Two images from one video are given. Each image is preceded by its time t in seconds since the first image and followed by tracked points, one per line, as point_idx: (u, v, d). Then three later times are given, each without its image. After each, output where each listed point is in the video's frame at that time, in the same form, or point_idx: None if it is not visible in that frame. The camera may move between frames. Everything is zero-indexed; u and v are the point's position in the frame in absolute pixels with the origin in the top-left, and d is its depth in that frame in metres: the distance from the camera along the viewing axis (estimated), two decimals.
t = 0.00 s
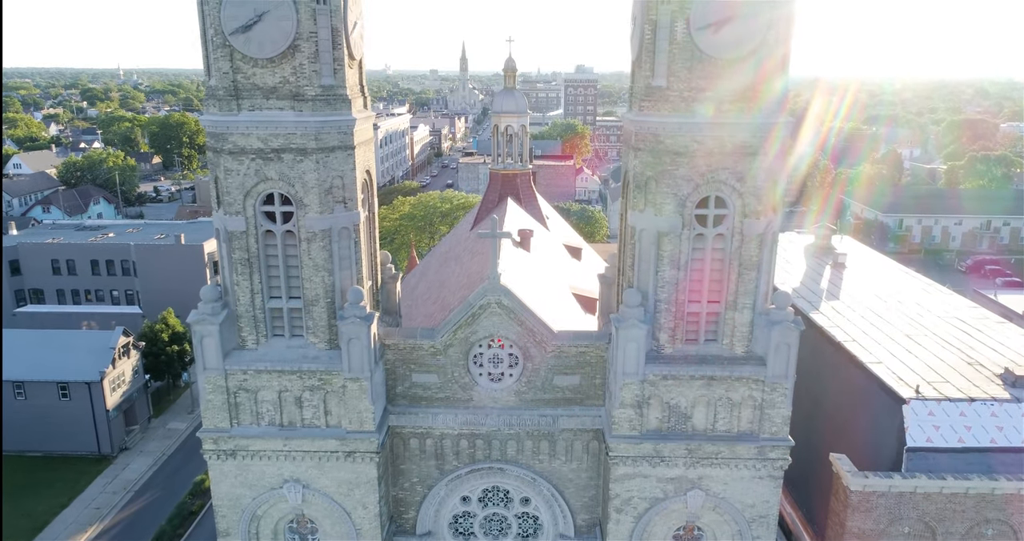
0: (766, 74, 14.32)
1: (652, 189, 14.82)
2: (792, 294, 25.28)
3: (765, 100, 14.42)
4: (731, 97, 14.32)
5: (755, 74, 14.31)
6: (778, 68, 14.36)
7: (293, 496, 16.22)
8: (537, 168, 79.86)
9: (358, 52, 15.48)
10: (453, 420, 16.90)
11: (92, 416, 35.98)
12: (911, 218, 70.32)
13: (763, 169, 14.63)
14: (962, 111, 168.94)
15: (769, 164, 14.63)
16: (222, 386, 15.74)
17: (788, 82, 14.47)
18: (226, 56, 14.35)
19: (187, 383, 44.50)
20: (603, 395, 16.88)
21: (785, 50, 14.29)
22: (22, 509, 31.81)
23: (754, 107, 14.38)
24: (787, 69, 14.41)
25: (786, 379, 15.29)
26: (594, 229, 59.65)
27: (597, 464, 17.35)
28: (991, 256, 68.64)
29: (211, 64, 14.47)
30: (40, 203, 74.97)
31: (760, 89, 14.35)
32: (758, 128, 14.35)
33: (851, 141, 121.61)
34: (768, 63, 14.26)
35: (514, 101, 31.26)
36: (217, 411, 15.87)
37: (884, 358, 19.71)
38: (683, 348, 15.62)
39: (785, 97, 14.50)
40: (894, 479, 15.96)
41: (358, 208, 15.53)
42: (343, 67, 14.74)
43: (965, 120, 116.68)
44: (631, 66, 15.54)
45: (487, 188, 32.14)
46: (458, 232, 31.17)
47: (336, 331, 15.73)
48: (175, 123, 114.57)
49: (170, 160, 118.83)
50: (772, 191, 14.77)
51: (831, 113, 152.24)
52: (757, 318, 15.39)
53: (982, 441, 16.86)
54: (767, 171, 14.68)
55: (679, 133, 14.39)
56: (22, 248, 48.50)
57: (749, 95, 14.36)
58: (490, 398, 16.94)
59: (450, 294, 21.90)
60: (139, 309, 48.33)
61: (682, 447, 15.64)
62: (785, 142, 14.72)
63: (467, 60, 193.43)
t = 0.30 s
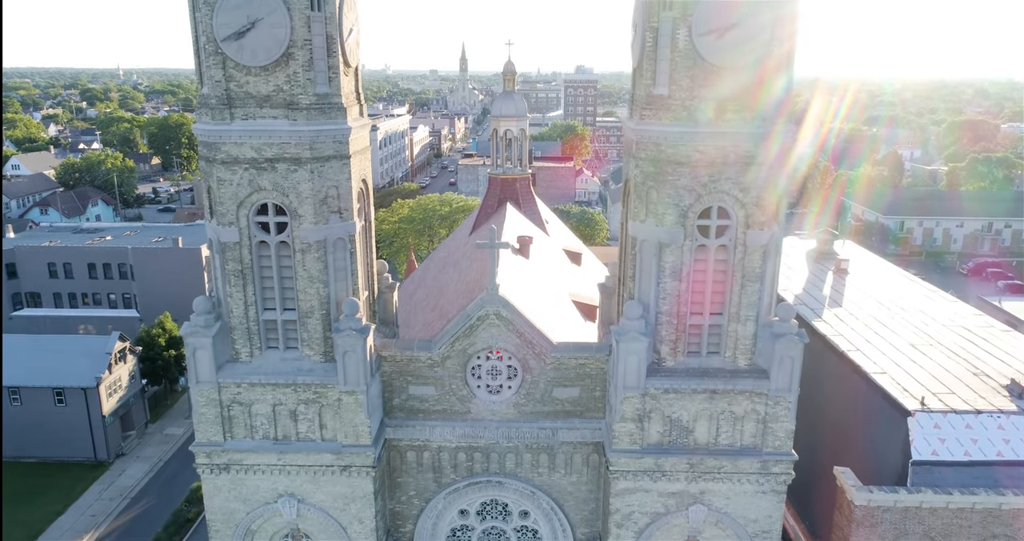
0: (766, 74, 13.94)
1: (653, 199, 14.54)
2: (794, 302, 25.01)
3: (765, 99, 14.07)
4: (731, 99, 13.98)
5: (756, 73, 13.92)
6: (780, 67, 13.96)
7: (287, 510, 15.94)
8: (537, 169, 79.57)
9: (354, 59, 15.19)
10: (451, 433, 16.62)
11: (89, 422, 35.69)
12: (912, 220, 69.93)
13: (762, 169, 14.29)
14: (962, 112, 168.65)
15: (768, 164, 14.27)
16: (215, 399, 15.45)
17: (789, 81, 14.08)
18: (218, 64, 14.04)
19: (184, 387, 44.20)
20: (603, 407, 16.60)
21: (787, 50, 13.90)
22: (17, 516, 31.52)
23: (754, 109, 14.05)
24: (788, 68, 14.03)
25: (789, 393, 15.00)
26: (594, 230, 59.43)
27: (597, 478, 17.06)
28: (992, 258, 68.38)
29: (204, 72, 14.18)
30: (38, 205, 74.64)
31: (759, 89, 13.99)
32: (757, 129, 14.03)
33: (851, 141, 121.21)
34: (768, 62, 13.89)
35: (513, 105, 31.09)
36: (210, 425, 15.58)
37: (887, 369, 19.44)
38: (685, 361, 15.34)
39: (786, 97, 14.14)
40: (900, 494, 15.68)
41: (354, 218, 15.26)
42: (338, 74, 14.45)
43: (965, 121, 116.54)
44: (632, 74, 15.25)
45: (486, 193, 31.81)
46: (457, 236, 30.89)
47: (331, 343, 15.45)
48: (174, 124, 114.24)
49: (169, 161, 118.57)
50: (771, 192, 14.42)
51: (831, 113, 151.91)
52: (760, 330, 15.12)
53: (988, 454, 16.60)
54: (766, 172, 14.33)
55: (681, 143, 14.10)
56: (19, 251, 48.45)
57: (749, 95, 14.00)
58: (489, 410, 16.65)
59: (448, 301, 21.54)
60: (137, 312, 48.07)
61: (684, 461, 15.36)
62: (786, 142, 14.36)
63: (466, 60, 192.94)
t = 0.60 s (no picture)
0: (766, 73, 13.61)
1: (654, 211, 14.28)
2: (797, 310, 24.72)
3: (765, 99, 13.73)
4: (731, 102, 13.67)
5: (756, 72, 13.58)
6: (780, 67, 13.63)
7: (282, 526, 15.64)
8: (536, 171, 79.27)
9: (349, 66, 14.90)
10: (449, 447, 16.32)
11: (85, 428, 35.37)
12: (913, 222, 69.59)
13: (762, 169, 13.89)
14: (963, 113, 168.37)
15: (768, 163, 13.87)
16: (208, 414, 15.17)
17: (790, 81, 13.73)
18: (210, 72, 13.75)
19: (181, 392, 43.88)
20: (604, 421, 16.30)
21: (787, 49, 13.56)
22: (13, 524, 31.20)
23: (754, 110, 13.74)
24: (789, 68, 13.68)
25: (794, 408, 14.70)
26: (594, 233, 59.11)
27: (597, 492, 16.75)
28: (994, 261, 68.08)
29: (196, 81, 13.89)
30: (36, 207, 74.30)
31: (759, 89, 13.67)
32: (755, 129, 13.75)
33: (851, 142, 120.79)
34: (768, 62, 13.54)
35: (512, 110, 30.96)
36: (203, 440, 15.29)
37: (892, 380, 19.16)
38: (687, 376, 15.05)
39: (785, 98, 13.81)
40: (906, 510, 15.42)
41: (349, 230, 14.97)
42: (333, 83, 14.17)
43: (965, 122, 116.41)
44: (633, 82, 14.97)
45: (485, 198, 31.45)
46: (456, 242, 30.56)
47: (327, 357, 15.15)
48: (173, 125, 113.97)
49: (168, 162, 118.25)
50: (770, 193, 14.04)
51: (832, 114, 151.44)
52: (764, 343, 14.84)
53: (996, 469, 16.31)
54: (766, 173, 13.94)
55: (683, 154, 13.80)
56: (15, 254, 48.19)
57: (748, 95, 13.69)
58: (487, 424, 16.37)
59: (445, 312, 21.18)
60: (134, 316, 47.81)
61: (686, 477, 15.07)
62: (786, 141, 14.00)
63: (466, 59, 192.39)
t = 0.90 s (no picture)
0: (766, 74, 13.23)
1: (657, 223, 13.99)
2: (801, 318, 24.43)
3: (765, 102, 13.41)
4: (733, 107, 13.36)
5: (757, 72, 13.20)
6: (781, 68, 13.25)
7: None
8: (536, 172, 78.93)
9: (345, 75, 14.59)
10: (448, 462, 16.02)
11: (81, 434, 35.07)
12: (914, 224, 69.30)
13: (761, 172, 13.53)
14: (964, 114, 167.84)
15: (768, 164, 13.49)
16: (202, 429, 14.88)
17: (791, 80, 13.36)
18: (203, 82, 13.45)
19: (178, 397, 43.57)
20: (605, 436, 16.01)
21: (789, 48, 13.17)
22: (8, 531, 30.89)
23: (753, 112, 13.43)
24: (791, 67, 13.28)
25: (799, 424, 14.41)
26: (593, 235, 58.78)
27: (598, 507, 16.43)
28: (996, 263, 67.77)
29: (188, 91, 13.59)
30: (34, 209, 73.86)
31: (759, 89, 13.31)
32: (754, 131, 13.44)
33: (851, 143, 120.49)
34: (768, 62, 13.16)
35: (512, 114, 30.55)
36: (197, 455, 14.99)
37: (899, 391, 18.87)
38: (691, 390, 14.75)
39: (786, 99, 13.47)
40: (913, 526, 15.17)
41: (346, 241, 14.64)
42: (328, 92, 13.87)
43: (967, 123, 116.04)
44: (635, 91, 14.68)
45: (485, 204, 31.16)
46: (456, 247, 30.26)
47: (323, 371, 14.86)
48: (173, 126, 113.78)
49: (167, 163, 118.12)
50: (770, 195, 13.69)
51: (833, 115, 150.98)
52: (768, 358, 14.54)
53: (1005, 484, 16.03)
54: (766, 174, 13.56)
55: (687, 166, 13.50)
56: (12, 258, 47.92)
57: (748, 96, 13.34)
58: (487, 438, 16.08)
59: (444, 322, 20.86)
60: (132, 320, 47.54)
61: (690, 493, 14.77)
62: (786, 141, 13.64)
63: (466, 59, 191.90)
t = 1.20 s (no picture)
0: (766, 74, 12.88)
1: (662, 236, 13.68)
2: (805, 326, 24.13)
3: (765, 103, 13.06)
4: (735, 113, 13.04)
5: (756, 73, 12.85)
6: (781, 67, 12.90)
7: None
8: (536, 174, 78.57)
9: (344, 83, 14.28)
10: (447, 477, 15.72)
11: (78, 441, 34.76)
12: (915, 227, 68.99)
13: (766, 183, 13.22)
14: (965, 115, 167.38)
15: (771, 172, 13.18)
16: (196, 445, 14.56)
17: (791, 79, 12.99)
18: (198, 91, 13.13)
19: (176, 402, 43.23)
20: (608, 450, 15.71)
21: (789, 48, 12.84)
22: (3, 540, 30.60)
23: (752, 113, 13.08)
24: (792, 66, 12.92)
25: (806, 440, 14.10)
26: (594, 238, 58.44)
27: (601, 523, 16.08)
28: (998, 266, 67.48)
29: (182, 100, 13.28)
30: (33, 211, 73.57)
31: (759, 90, 12.92)
32: (753, 133, 13.11)
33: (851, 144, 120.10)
34: (768, 62, 12.83)
35: (512, 119, 30.25)
36: (191, 472, 14.68)
37: (906, 403, 18.60)
38: (695, 405, 14.45)
39: (786, 99, 13.09)
40: None
41: (343, 253, 14.33)
42: (326, 102, 13.55)
43: (967, 125, 115.69)
44: (640, 101, 14.39)
45: (485, 209, 30.82)
46: (456, 253, 29.90)
47: (320, 386, 14.54)
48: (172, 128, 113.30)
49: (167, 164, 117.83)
50: (770, 197, 13.31)
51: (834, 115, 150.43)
52: (775, 373, 14.23)
53: (1015, 499, 15.74)
54: (768, 182, 13.22)
55: (692, 177, 13.20)
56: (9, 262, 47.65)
57: (749, 97, 12.96)
58: (487, 453, 15.77)
59: (444, 332, 20.53)
60: (130, 324, 47.24)
61: (694, 511, 14.48)
62: (786, 141, 13.26)
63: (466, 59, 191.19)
